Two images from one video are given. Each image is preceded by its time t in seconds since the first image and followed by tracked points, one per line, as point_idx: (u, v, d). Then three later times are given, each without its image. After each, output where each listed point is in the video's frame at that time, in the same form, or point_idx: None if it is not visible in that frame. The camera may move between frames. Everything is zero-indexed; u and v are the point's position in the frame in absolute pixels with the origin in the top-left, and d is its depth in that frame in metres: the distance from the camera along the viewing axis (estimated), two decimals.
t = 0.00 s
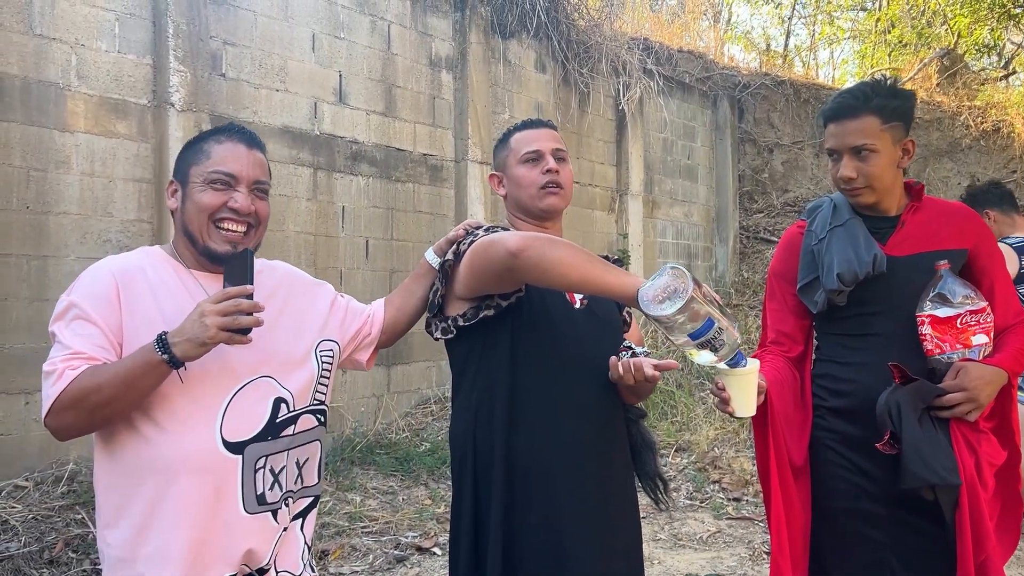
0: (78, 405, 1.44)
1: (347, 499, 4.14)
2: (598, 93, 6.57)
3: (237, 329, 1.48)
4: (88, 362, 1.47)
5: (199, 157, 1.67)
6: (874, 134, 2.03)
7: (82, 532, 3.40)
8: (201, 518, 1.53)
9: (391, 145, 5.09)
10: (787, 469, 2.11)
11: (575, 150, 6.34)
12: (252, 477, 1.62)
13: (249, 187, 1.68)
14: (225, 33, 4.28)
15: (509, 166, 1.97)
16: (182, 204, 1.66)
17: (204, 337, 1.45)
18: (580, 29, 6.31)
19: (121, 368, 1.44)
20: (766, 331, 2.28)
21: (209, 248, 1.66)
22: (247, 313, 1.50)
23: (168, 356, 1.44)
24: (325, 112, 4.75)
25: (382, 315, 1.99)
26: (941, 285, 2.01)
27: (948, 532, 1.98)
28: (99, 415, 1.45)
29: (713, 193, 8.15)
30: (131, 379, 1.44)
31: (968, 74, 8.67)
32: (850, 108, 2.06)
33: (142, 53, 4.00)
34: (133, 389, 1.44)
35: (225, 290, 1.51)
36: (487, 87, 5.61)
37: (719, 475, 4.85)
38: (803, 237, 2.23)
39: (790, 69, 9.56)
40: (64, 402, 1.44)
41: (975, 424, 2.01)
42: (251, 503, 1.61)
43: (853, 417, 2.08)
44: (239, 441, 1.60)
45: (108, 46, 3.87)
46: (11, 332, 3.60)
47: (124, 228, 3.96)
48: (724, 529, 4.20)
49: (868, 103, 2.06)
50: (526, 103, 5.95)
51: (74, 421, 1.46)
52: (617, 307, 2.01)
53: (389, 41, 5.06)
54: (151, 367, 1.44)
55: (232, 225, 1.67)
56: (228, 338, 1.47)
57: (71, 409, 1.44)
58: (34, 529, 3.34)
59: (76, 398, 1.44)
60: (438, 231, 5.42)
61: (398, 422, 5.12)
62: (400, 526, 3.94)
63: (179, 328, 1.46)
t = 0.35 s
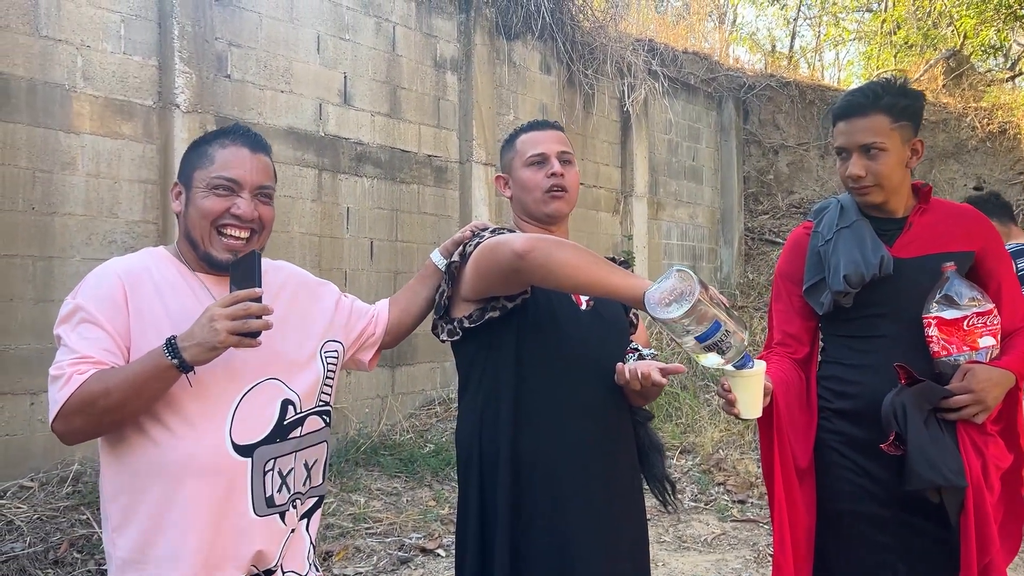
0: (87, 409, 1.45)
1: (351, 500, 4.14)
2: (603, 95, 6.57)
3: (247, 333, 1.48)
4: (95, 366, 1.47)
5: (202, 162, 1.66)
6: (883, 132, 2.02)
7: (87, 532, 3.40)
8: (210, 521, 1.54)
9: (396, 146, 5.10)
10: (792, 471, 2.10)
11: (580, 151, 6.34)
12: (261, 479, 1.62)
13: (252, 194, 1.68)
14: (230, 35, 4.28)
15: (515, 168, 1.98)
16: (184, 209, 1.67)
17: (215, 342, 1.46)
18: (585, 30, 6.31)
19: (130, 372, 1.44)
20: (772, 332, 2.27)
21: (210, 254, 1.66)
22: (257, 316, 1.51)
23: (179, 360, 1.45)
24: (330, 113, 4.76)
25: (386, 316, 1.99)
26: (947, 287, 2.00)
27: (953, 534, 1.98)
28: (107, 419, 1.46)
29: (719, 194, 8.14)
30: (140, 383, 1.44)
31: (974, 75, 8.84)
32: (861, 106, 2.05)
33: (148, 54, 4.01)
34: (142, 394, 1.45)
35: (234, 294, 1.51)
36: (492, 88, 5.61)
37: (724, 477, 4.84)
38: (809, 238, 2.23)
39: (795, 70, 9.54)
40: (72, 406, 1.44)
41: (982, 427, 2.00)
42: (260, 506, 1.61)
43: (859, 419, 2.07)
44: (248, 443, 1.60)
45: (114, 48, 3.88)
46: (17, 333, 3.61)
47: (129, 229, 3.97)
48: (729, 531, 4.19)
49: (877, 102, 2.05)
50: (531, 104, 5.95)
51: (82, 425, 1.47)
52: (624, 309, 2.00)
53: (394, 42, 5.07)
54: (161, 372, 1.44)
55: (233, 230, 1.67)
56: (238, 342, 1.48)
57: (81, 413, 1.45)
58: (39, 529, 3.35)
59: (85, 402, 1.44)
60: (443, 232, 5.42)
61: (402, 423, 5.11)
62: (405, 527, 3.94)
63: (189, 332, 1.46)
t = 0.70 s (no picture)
0: (99, 407, 1.45)
1: (358, 499, 4.15)
2: (610, 95, 6.57)
3: (261, 335, 1.49)
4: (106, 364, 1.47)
5: (223, 163, 1.65)
6: (897, 130, 2.02)
7: (95, 530, 3.42)
8: (216, 519, 1.54)
9: (402, 146, 5.10)
10: (801, 471, 2.09)
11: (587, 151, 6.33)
12: (268, 479, 1.62)
13: (272, 195, 1.68)
14: (238, 35, 4.29)
15: (528, 166, 1.97)
16: (203, 208, 1.66)
17: (229, 343, 1.46)
18: (591, 30, 6.30)
19: (142, 371, 1.45)
20: (782, 333, 2.26)
21: (230, 256, 1.66)
22: (271, 318, 1.52)
23: (191, 359, 1.45)
24: (337, 113, 4.76)
25: (394, 315, 1.99)
26: (961, 287, 2.01)
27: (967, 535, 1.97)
28: (119, 416, 1.46)
29: (725, 194, 8.12)
30: (152, 382, 1.45)
31: (983, 75, 8.51)
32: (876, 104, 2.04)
33: (156, 53, 4.02)
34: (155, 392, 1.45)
35: (248, 296, 1.52)
36: (498, 87, 5.61)
37: (731, 478, 4.84)
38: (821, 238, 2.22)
39: (802, 70, 9.52)
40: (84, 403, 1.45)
41: (995, 427, 1.99)
42: (266, 506, 1.61)
43: (871, 420, 2.06)
44: (256, 443, 1.61)
45: (122, 48, 3.89)
46: (25, 332, 3.61)
47: (137, 228, 3.98)
48: (736, 532, 4.18)
49: (891, 100, 2.05)
50: (537, 104, 5.95)
51: (94, 423, 1.47)
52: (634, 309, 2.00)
53: (401, 42, 5.07)
54: (174, 370, 1.45)
55: (253, 233, 1.67)
56: (252, 343, 1.49)
57: (93, 411, 1.45)
58: (47, 527, 3.36)
59: (97, 400, 1.44)
60: (449, 231, 5.42)
61: (408, 423, 5.12)
62: (411, 526, 3.94)
63: (203, 332, 1.46)
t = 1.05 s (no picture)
0: (128, 411, 1.45)
1: (365, 497, 4.15)
2: (617, 93, 6.56)
3: (290, 330, 1.55)
4: (129, 368, 1.48)
5: (239, 158, 1.67)
6: (914, 128, 2.00)
7: (103, 527, 3.43)
8: (239, 517, 1.54)
9: (410, 144, 5.09)
10: (810, 470, 2.09)
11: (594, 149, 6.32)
12: (287, 474, 1.62)
13: (285, 180, 1.75)
14: (245, 32, 4.29)
15: (541, 162, 1.97)
16: (228, 207, 1.66)
17: (260, 338, 1.51)
18: (599, 28, 6.28)
19: (173, 372, 1.46)
20: (790, 331, 2.26)
21: (265, 246, 1.71)
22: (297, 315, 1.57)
23: (223, 357, 1.48)
24: (344, 110, 4.76)
25: (397, 308, 1.99)
26: (972, 286, 1.99)
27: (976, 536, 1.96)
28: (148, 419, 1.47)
29: (733, 192, 8.09)
30: (183, 383, 1.46)
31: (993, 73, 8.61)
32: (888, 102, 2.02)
33: (164, 51, 4.03)
34: (185, 393, 1.47)
35: (275, 293, 1.58)
36: (506, 85, 5.60)
37: (738, 477, 4.83)
38: (830, 236, 2.20)
39: (811, 68, 9.48)
40: (113, 409, 1.45)
41: (1005, 427, 1.98)
42: (286, 500, 1.61)
43: (880, 419, 2.05)
44: (272, 439, 1.61)
45: (130, 46, 3.90)
46: (34, 328, 3.62)
47: (145, 226, 4.00)
48: (744, 531, 4.17)
49: (909, 98, 2.02)
50: (544, 102, 5.94)
51: (122, 428, 1.47)
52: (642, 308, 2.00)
53: (408, 40, 5.07)
54: (206, 368, 1.47)
55: (279, 222, 1.73)
56: (281, 339, 1.54)
57: (122, 415, 1.45)
58: (56, 523, 3.37)
59: (127, 403, 1.45)
60: (456, 229, 5.42)
61: (415, 420, 5.12)
62: (417, 524, 3.94)
63: (232, 329, 1.50)
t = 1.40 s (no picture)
0: (141, 402, 1.45)
1: (368, 493, 4.16)
2: (622, 90, 6.55)
3: (302, 324, 1.58)
4: (141, 361, 1.48)
5: (242, 153, 1.69)
6: (932, 133, 1.99)
7: (107, 522, 3.45)
8: (247, 510, 1.55)
9: (414, 140, 5.10)
10: (812, 468, 2.09)
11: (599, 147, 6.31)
12: (294, 467, 1.63)
13: (287, 174, 1.77)
14: (250, 28, 4.30)
15: (545, 160, 1.97)
16: (235, 202, 1.68)
17: (273, 331, 1.54)
18: (605, 25, 6.27)
19: (187, 363, 1.47)
20: (790, 330, 2.25)
21: (275, 240, 1.74)
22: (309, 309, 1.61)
23: (237, 349, 1.50)
24: (349, 107, 4.76)
25: (399, 304, 1.99)
26: (973, 286, 2.00)
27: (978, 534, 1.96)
28: (162, 410, 1.46)
29: (738, 189, 8.08)
30: (197, 373, 1.47)
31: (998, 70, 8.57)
32: (897, 103, 2.00)
33: (169, 47, 4.03)
34: (199, 383, 1.47)
35: (288, 287, 1.61)
36: (511, 82, 5.60)
37: (742, 475, 4.82)
38: (831, 235, 2.20)
39: (816, 65, 9.45)
40: (126, 400, 1.44)
41: (1008, 426, 1.98)
42: (293, 492, 1.63)
43: (882, 418, 2.05)
44: (278, 432, 1.62)
45: (136, 41, 3.91)
46: (39, 324, 3.63)
47: (150, 221, 4.01)
48: (746, 528, 4.17)
49: (927, 102, 2.00)
50: (549, 98, 5.94)
51: (134, 419, 1.46)
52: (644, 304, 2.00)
53: (413, 36, 5.07)
54: (220, 360, 1.49)
55: (285, 215, 1.75)
56: (293, 333, 1.57)
57: (135, 407, 1.45)
58: (60, 518, 3.39)
59: (142, 394, 1.44)
60: (461, 226, 5.42)
61: (419, 417, 5.13)
62: (420, 520, 3.95)
63: (246, 322, 1.53)
